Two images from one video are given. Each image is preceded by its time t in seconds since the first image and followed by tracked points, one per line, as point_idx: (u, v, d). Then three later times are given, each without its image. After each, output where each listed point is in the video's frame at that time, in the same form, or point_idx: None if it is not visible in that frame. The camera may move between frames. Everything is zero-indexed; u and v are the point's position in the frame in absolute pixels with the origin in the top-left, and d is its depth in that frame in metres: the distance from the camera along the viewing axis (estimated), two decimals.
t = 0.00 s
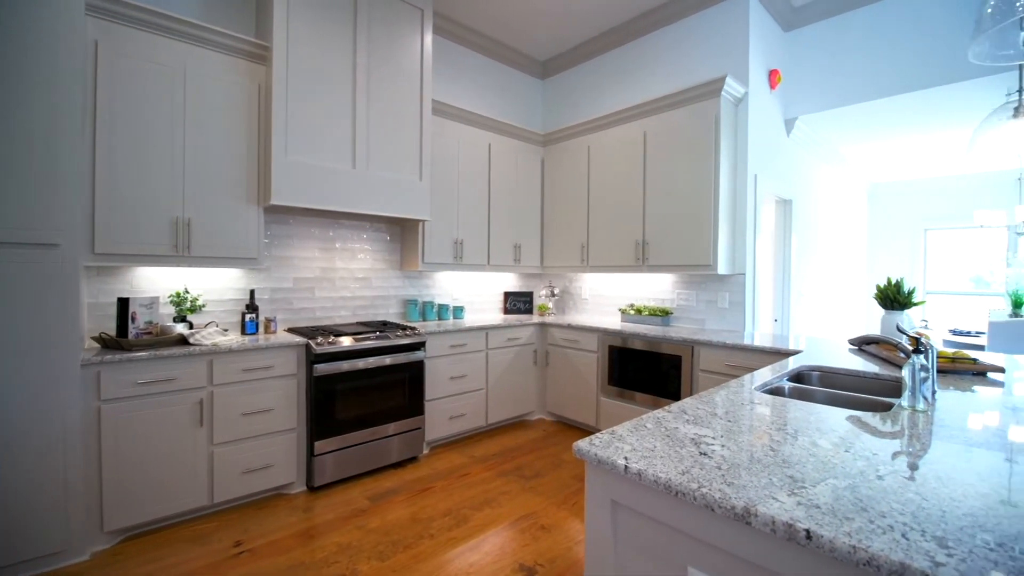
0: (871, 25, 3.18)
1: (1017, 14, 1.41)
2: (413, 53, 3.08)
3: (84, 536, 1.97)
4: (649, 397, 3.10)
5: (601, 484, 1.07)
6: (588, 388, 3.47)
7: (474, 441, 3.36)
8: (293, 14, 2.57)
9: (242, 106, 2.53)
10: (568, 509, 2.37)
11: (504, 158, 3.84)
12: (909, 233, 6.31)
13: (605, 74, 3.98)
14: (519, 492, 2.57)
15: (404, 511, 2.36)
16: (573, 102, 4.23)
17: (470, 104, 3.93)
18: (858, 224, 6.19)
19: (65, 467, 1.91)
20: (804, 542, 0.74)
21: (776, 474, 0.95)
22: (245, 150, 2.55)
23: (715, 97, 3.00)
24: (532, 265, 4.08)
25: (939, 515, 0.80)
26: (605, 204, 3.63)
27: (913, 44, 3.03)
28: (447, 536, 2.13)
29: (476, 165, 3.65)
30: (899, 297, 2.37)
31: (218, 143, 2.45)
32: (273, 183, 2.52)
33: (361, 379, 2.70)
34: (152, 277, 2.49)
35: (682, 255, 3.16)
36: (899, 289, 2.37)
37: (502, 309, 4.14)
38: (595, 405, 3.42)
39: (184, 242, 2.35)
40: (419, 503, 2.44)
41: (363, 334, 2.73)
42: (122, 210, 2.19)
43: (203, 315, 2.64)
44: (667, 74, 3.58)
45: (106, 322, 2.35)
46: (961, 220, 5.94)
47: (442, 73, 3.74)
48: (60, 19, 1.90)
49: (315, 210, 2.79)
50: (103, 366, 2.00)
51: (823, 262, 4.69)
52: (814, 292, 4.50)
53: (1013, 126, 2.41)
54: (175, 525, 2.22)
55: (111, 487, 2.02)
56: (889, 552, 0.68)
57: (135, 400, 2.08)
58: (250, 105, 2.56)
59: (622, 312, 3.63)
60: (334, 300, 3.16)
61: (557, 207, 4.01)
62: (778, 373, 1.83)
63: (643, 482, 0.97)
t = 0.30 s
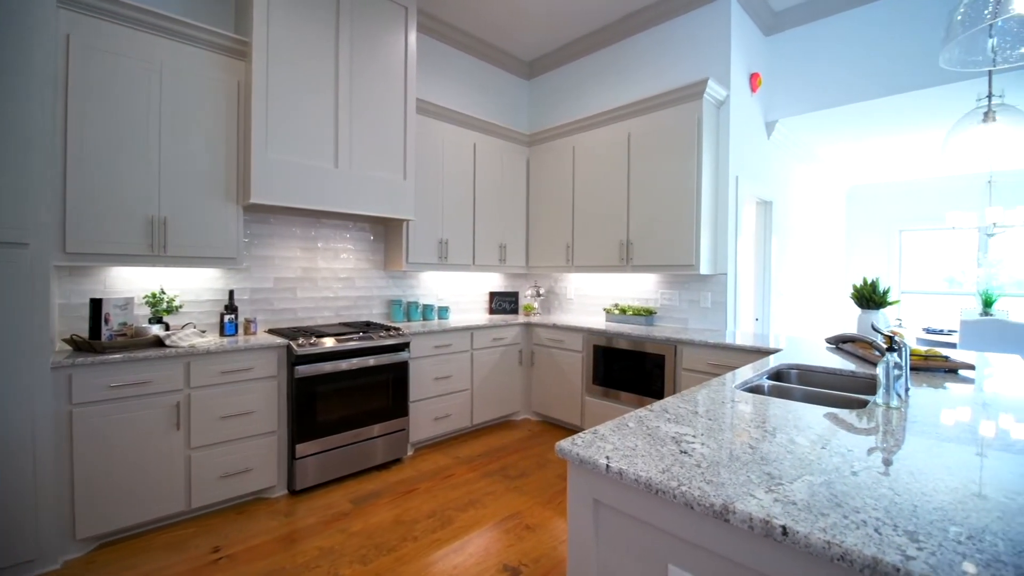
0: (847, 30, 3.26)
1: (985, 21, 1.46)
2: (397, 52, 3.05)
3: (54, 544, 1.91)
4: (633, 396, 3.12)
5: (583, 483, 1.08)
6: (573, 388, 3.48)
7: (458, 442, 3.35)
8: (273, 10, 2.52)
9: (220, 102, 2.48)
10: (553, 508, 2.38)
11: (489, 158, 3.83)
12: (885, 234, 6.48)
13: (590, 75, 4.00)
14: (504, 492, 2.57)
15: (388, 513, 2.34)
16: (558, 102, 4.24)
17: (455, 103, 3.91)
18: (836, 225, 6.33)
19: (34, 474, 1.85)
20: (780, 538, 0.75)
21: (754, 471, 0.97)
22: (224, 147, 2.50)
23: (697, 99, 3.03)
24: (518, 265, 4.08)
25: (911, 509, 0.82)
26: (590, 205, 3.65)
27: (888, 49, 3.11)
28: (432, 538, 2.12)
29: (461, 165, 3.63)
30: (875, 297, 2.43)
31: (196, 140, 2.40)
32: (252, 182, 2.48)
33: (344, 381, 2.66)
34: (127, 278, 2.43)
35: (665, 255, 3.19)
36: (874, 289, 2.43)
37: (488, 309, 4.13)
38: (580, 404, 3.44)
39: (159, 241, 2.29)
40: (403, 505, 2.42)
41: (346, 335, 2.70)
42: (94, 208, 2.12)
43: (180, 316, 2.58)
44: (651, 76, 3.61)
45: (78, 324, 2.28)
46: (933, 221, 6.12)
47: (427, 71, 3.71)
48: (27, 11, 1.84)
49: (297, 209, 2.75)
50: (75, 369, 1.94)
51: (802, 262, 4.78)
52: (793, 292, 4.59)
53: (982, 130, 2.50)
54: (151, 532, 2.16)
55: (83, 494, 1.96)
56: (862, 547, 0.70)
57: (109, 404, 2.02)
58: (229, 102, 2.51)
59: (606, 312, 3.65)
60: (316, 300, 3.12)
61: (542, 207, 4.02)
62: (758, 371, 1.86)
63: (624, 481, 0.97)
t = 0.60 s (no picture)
0: (827, 35, 3.32)
1: (953, 29, 1.50)
2: (382, 50, 3.02)
3: (25, 553, 1.85)
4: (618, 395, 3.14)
5: (564, 483, 1.08)
6: (559, 387, 3.49)
7: (444, 443, 3.33)
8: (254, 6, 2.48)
9: (199, 99, 2.43)
10: (538, 508, 2.39)
11: (475, 157, 3.82)
12: (863, 235, 6.63)
13: (575, 76, 4.02)
14: (489, 493, 2.56)
15: (372, 516, 2.32)
16: (544, 103, 4.25)
17: (441, 103, 3.90)
18: (816, 226, 6.46)
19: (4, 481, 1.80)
20: (756, 535, 0.77)
21: (732, 469, 0.98)
22: (204, 145, 2.45)
23: (680, 102, 3.06)
24: (503, 265, 4.08)
25: (883, 505, 0.84)
26: (576, 205, 3.66)
27: (865, 54, 3.18)
28: (416, 540, 2.11)
29: (446, 164, 3.62)
30: (852, 296, 2.48)
31: (174, 137, 2.35)
32: (232, 181, 2.43)
33: (327, 382, 2.63)
34: (102, 278, 2.37)
35: (649, 255, 3.22)
36: (851, 289, 2.49)
37: (474, 309, 4.12)
38: (565, 404, 3.45)
39: (136, 240, 2.24)
40: (387, 507, 2.40)
41: (329, 336, 2.67)
42: (67, 207, 2.07)
43: (158, 318, 2.52)
44: (636, 77, 3.63)
45: (50, 326, 2.22)
46: (909, 222, 6.28)
47: (412, 70, 3.69)
48: None
49: (279, 208, 2.71)
50: (47, 372, 1.89)
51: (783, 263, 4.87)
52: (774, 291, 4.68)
53: (954, 134, 2.58)
54: (127, 538, 2.11)
55: (55, 501, 1.91)
56: (835, 543, 0.71)
57: (82, 408, 1.96)
58: (209, 99, 2.46)
59: (592, 312, 3.67)
60: (298, 301, 3.08)
61: (528, 208, 4.02)
62: (740, 370, 1.89)
63: (605, 481, 0.97)
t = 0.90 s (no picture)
0: (807, 39, 3.38)
1: (925, 36, 1.54)
2: (366, 48, 3.00)
3: None
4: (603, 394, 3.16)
5: (547, 483, 1.08)
6: (545, 387, 3.50)
7: (430, 444, 3.32)
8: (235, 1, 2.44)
9: (177, 96, 2.38)
10: (523, 508, 2.39)
11: (461, 157, 3.81)
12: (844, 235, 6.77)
13: (561, 76, 4.03)
14: (474, 493, 2.56)
15: (356, 518, 2.30)
16: (530, 103, 4.26)
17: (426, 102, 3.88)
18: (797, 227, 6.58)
19: None
20: (734, 531, 0.78)
21: (711, 467, 0.99)
22: (183, 143, 2.40)
23: (665, 103, 3.09)
24: (490, 265, 4.07)
25: (857, 500, 0.86)
26: (562, 205, 3.67)
27: (844, 58, 3.24)
28: (400, 542, 2.09)
29: (432, 164, 3.60)
30: (831, 296, 2.53)
31: (152, 135, 2.30)
32: (212, 179, 2.39)
33: (310, 384, 2.60)
34: (77, 279, 2.31)
35: (635, 255, 3.24)
36: (831, 288, 2.54)
37: (460, 309, 4.10)
38: (552, 403, 3.46)
39: (112, 240, 2.19)
40: (372, 510, 2.38)
41: (312, 337, 2.64)
42: (39, 205, 2.01)
43: (135, 319, 2.47)
44: (621, 79, 3.66)
45: (22, 327, 2.16)
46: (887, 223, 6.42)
47: (397, 69, 3.67)
48: None
49: (261, 207, 2.67)
50: (18, 375, 1.83)
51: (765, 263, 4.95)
52: (757, 291, 4.75)
53: (929, 137, 2.64)
54: (102, 545, 2.05)
55: (27, 508, 1.85)
56: (810, 538, 0.72)
57: (55, 412, 1.91)
58: (188, 96, 2.42)
59: (578, 311, 3.69)
60: (281, 302, 3.04)
61: (514, 207, 4.02)
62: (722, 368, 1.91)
63: (587, 480, 0.98)
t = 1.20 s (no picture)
0: (788, 43, 3.44)
1: (901, 41, 1.58)
2: (350, 46, 2.97)
3: None
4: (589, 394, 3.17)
5: (532, 483, 1.09)
6: (532, 387, 3.50)
7: (416, 445, 3.30)
8: None
9: (156, 92, 2.33)
10: (509, 508, 2.39)
11: (447, 157, 3.80)
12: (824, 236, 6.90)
13: (547, 77, 4.04)
14: (461, 494, 2.55)
15: (341, 520, 2.27)
16: (517, 103, 4.26)
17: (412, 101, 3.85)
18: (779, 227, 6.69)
19: None
20: (714, 528, 0.79)
21: (693, 465, 1.00)
22: (162, 140, 2.35)
23: (650, 105, 3.12)
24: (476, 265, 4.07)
25: (834, 496, 0.88)
26: (548, 205, 3.68)
27: (824, 62, 3.31)
28: (386, 544, 2.08)
29: (418, 163, 3.58)
30: (812, 295, 2.58)
31: (130, 131, 2.25)
32: (193, 178, 2.34)
33: (293, 385, 2.56)
34: (51, 279, 2.24)
35: (620, 255, 3.27)
36: (811, 288, 2.58)
37: (447, 309, 4.09)
38: (538, 403, 3.46)
39: (88, 239, 2.13)
40: (358, 512, 2.36)
41: (295, 338, 2.60)
42: (11, 203, 1.95)
43: (112, 320, 2.41)
44: (607, 80, 3.68)
45: None
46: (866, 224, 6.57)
47: (383, 67, 3.63)
48: None
49: (242, 206, 2.63)
50: None
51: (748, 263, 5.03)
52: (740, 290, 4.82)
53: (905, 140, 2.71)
54: (76, 552, 2.00)
55: None
56: (788, 534, 0.73)
57: (28, 416, 1.85)
58: (167, 93, 2.37)
59: (564, 311, 3.70)
60: (263, 302, 2.99)
61: (501, 207, 4.02)
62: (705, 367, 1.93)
63: (571, 479, 0.98)
